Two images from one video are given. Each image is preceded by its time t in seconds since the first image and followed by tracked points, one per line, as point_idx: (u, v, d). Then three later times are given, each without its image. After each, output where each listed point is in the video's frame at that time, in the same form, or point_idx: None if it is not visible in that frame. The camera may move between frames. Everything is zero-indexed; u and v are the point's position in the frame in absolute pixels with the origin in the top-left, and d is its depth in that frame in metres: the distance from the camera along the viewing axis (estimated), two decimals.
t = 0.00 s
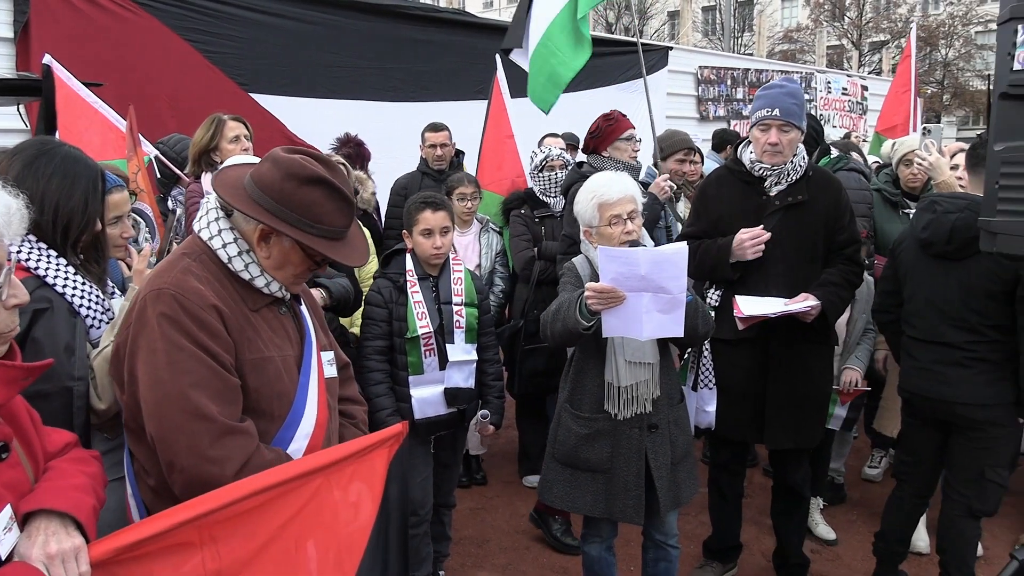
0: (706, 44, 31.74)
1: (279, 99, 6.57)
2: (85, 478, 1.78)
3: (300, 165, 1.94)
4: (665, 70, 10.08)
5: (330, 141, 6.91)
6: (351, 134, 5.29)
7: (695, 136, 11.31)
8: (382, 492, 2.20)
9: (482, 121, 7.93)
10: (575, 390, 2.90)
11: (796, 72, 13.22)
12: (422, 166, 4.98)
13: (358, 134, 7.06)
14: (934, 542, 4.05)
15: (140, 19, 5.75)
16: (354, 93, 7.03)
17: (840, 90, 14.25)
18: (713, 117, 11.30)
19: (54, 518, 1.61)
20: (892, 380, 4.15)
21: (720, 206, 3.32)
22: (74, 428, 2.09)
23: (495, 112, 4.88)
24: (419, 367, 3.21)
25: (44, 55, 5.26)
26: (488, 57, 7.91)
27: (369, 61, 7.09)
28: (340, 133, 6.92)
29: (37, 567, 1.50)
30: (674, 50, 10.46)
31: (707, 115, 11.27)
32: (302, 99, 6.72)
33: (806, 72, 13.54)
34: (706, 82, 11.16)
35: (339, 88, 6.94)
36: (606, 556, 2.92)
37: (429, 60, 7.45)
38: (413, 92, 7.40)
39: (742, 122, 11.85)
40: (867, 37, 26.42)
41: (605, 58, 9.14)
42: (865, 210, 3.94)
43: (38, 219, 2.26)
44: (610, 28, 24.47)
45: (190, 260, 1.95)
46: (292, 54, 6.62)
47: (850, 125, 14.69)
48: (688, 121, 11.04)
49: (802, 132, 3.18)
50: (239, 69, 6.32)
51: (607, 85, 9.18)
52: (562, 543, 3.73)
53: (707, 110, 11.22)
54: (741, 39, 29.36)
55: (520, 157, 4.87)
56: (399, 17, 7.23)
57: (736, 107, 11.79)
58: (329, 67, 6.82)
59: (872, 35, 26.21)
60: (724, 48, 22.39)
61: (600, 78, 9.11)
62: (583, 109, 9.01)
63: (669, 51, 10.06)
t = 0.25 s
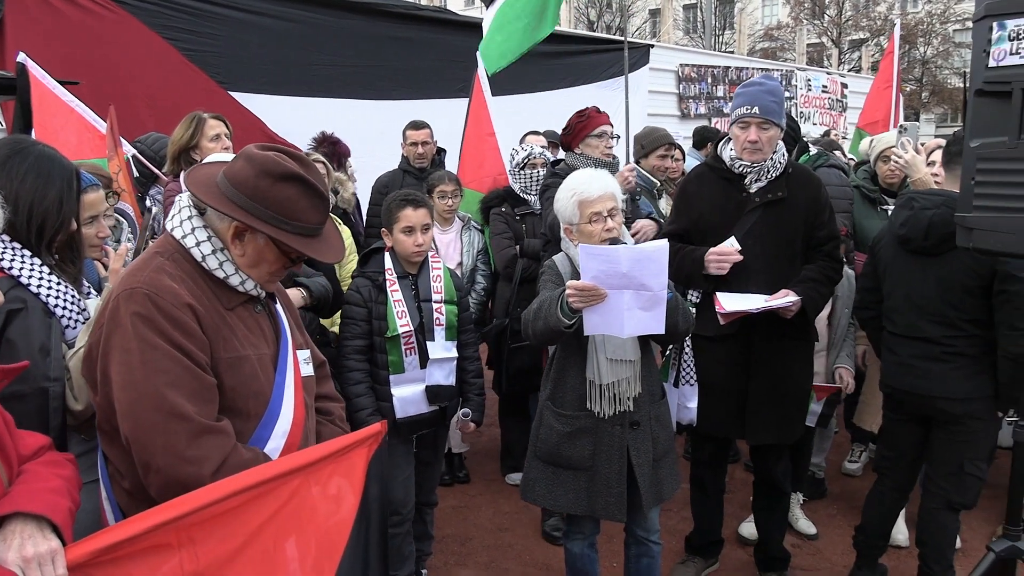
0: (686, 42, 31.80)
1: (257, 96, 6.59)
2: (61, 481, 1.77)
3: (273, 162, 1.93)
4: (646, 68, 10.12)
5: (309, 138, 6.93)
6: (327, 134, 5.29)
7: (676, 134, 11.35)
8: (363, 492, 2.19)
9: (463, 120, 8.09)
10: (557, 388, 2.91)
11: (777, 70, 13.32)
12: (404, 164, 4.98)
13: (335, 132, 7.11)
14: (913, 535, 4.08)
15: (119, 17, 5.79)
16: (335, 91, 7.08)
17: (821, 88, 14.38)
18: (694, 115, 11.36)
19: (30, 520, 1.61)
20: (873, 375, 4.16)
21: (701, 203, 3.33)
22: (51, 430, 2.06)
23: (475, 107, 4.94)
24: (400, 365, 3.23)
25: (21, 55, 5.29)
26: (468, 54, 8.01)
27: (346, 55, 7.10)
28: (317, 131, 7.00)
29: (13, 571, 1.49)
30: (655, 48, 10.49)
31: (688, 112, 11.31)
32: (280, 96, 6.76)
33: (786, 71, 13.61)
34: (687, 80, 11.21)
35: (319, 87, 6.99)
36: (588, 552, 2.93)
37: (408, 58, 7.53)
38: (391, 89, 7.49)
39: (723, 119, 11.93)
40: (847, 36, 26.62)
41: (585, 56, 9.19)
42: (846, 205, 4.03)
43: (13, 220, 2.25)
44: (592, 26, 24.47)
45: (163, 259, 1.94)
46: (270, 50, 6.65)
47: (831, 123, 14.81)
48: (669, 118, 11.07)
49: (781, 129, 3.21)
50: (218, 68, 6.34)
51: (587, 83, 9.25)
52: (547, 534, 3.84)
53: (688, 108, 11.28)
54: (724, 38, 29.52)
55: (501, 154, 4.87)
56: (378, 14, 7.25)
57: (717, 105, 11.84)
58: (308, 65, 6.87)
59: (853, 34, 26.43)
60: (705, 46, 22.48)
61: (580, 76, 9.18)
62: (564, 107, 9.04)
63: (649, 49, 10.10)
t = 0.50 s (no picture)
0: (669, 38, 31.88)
1: (235, 89, 6.58)
2: (32, 479, 1.72)
3: (246, 153, 1.92)
4: (627, 63, 10.15)
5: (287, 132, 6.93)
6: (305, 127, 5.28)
7: (656, 128, 11.40)
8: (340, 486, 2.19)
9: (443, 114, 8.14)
10: (536, 381, 2.90)
11: (756, 65, 13.41)
12: (385, 158, 5.04)
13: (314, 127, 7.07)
14: (889, 527, 4.13)
15: (96, 9, 5.76)
16: (315, 85, 7.11)
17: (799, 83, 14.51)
18: (674, 110, 11.42)
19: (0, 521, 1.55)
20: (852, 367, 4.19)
21: (680, 198, 3.34)
22: (25, 427, 1.98)
23: (457, 102, 5.06)
24: (379, 361, 3.23)
25: None
26: (448, 48, 8.07)
27: (329, 50, 7.16)
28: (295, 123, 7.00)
29: None
30: (636, 43, 10.52)
31: (669, 107, 11.35)
32: (259, 89, 6.75)
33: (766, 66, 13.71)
34: (668, 75, 11.25)
35: (299, 81, 7.00)
36: (568, 546, 2.94)
37: (388, 51, 7.58)
38: (371, 84, 7.53)
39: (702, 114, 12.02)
40: (827, 32, 26.76)
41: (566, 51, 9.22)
42: (825, 200, 4.11)
43: None
44: (574, 21, 24.57)
45: (136, 253, 1.91)
46: (249, 41, 6.64)
47: (810, 118, 14.96)
48: (649, 113, 11.12)
49: (761, 123, 3.22)
50: (196, 61, 6.32)
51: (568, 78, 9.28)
52: (528, 529, 3.90)
53: (669, 103, 11.33)
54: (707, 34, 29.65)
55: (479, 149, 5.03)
56: (358, 7, 7.29)
57: (697, 100, 11.92)
58: (287, 57, 6.87)
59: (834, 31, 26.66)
60: (686, 42, 22.56)
61: (561, 71, 9.23)
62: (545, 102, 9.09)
63: (630, 44, 10.14)
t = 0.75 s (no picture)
0: (647, 36, 31.93)
1: (214, 87, 6.53)
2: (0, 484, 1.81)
3: (221, 150, 1.91)
4: (608, 61, 10.17)
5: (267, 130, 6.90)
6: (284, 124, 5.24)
7: (637, 127, 11.43)
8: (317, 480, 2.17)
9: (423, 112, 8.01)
10: (521, 379, 2.90)
11: (736, 64, 13.48)
12: (365, 155, 5.03)
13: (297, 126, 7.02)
14: (867, 521, 4.17)
15: (73, 8, 5.73)
16: (295, 83, 7.05)
17: (779, 81, 14.62)
18: (655, 108, 11.45)
19: None
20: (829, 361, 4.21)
21: (659, 196, 3.36)
22: None
23: (439, 100, 5.08)
24: (360, 359, 3.23)
25: None
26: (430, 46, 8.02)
27: (309, 48, 7.11)
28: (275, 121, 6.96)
29: None
30: (617, 41, 10.54)
31: (649, 105, 11.38)
32: (239, 87, 6.69)
33: (746, 64, 13.76)
34: (648, 73, 11.29)
35: (278, 79, 6.95)
36: (550, 544, 2.94)
37: (370, 50, 7.55)
38: (354, 82, 7.49)
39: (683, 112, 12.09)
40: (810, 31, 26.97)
41: (546, 49, 9.22)
42: (804, 198, 4.14)
43: None
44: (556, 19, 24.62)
45: (112, 252, 1.89)
46: (228, 39, 6.58)
47: (789, 117, 15.08)
48: (630, 112, 11.14)
49: (738, 122, 3.26)
50: (173, 58, 6.27)
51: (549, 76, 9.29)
52: (508, 527, 3.91)
53: (649, 101, 11.37)
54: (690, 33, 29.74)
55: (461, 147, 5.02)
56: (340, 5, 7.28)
57: (678, 98, 11.99)
58: (267, 54, 6.83)
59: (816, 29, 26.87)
60: (668, 39, 22.63)
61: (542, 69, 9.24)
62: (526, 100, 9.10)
63: (610, 42, 10.16)
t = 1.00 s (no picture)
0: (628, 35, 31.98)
1: (194, 87, 6.49)
2: None
3: (198, 149, 1.89)
4: (589, 60, 10.22)
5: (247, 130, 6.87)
6: (261, 124, 5.19)
7: (619, 126, 11.47)
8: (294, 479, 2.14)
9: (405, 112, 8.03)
10: (511, 380, 2.83)
11: (717, 63, 13.57)
12: (346, 155, 5.03)
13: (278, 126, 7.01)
14: (847, 517, 4.21)
15: (51, 6, 5.67)
16: (277, 83, 7.04)
17: (759, 81, 14.73)
18: (636, 108, 11.50)
19: None
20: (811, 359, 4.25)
21: (639, 195, 3.39)
22: None
23: (422, 98, 5.07)
24: (341, 359, 3.21)
25: None
26: (411, 45, 8.05)
27: (291, 47, 7.12)
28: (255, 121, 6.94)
29: None
30: (598, 40, 10.57)
31: (630, 104, 11.43)
32: (219, 87, 6.67)
33: (726, 64, 13.84)
34: (629, 73, 11.33)
35: (259, 78, 6.92)
36: (535, 544, 2.90)
37: (352, 50, 7.55)
38: (336, 82, 7.49)
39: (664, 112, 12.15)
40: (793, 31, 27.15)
41: (527, 48, 9.25)
42: (784, 197, 4.15)
43: None
44: (538, 18, 24.68)
45: (89, 254, 1.87)
46: (208, 38, 6.56)
47: (769, 116, 15.21)
48: (612, 111, 11.17)
49: (719, 122, 3.27)
50: (152, 57, 6.22)
51: (531, 75, 9.32)
52: (491, 526, 3.93)
53: (630, 101, 11.40)
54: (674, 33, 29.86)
55: (443, 146, 5.04)
56: (321, 5, 7.27)
57: (658, 97, 12.05)
58: (247, 54, 6.81)
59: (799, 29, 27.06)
60: (650, 39, 22.70)
61: (523, 69, 9.27)
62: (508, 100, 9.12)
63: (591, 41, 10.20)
